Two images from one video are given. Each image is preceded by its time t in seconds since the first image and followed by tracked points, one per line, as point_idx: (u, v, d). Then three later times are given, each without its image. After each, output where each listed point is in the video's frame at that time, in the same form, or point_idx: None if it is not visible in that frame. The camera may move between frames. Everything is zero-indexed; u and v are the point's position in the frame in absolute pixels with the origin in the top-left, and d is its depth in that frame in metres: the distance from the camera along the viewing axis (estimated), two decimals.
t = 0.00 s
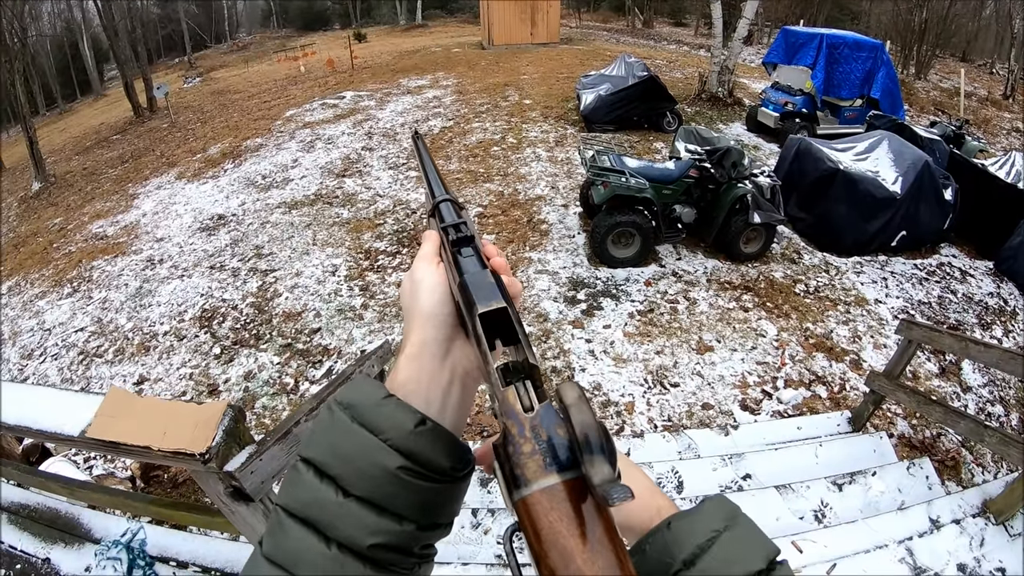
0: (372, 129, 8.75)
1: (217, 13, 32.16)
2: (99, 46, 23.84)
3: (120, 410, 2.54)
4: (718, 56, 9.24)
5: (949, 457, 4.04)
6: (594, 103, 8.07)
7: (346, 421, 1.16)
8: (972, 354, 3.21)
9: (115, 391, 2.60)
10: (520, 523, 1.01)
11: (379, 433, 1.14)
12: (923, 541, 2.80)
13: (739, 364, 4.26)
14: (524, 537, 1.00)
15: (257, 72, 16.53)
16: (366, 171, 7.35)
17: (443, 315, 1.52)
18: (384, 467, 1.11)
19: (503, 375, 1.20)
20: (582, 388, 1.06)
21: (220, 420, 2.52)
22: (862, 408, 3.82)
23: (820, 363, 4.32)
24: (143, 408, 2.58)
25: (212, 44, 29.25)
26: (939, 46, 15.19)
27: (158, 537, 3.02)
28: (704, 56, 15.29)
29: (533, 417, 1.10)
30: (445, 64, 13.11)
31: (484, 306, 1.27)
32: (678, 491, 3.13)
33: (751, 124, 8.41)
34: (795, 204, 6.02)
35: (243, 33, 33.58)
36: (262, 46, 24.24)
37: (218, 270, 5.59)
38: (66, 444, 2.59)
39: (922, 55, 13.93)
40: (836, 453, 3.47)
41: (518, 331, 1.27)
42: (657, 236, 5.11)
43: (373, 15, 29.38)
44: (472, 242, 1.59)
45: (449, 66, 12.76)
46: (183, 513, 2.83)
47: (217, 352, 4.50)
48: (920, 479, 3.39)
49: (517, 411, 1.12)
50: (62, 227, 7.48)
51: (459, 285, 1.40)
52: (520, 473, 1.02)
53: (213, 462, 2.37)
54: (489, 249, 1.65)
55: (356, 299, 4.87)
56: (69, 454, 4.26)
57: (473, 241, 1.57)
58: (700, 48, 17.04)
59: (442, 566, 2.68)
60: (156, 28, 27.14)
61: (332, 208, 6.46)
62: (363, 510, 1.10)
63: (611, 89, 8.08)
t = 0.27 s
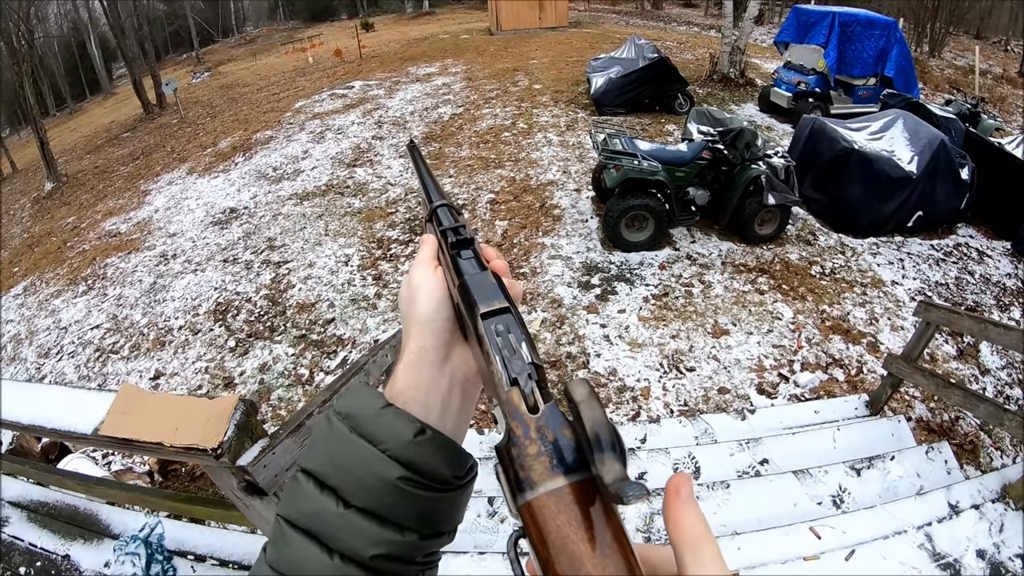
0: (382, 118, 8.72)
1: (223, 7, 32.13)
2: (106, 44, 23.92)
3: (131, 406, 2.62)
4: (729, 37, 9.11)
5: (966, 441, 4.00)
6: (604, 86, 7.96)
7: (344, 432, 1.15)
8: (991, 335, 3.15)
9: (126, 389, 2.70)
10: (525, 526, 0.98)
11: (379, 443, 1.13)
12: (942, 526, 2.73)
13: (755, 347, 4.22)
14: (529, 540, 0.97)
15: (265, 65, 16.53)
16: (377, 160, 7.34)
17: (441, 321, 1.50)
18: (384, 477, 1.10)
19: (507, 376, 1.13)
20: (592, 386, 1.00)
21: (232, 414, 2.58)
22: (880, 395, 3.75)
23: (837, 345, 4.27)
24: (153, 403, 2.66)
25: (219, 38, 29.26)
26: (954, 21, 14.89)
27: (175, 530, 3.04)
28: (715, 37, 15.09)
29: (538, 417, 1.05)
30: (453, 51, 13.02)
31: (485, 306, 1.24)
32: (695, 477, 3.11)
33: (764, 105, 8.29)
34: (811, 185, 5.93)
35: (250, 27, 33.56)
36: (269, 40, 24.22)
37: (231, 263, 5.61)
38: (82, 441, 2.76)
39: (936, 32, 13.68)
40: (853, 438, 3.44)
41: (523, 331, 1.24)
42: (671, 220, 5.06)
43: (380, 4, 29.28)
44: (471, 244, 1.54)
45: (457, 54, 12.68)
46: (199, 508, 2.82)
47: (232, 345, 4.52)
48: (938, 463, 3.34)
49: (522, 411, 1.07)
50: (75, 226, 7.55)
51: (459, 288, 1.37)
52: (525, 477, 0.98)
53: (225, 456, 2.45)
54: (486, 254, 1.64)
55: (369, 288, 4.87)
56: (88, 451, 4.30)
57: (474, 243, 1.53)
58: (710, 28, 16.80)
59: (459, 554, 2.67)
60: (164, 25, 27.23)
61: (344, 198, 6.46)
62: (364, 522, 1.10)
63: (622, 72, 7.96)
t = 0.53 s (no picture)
0: (416, 134, 8.83)
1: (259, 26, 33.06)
2: (146, 62, 24.78)
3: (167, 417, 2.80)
4: (762, 49, 9.06)
5: (1010, 461, 3.85)
6: (637, 101, 7.99)
7: (364, 454, 1.14)
8: None
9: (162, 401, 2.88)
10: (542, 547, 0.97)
11: (400, 465, 1.12)
12: (985, 550, 2.57)
13: (793, 365, 4.15)
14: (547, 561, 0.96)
15: (301, 82, 16.92)
16: (412, 176, 7.43)
17: (461, 334, 1.39)
18: (409, 501, 1.09)
19: (527, 392, 1.12)
20: (614, 400, 0.96)
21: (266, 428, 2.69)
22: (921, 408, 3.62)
23: (877, 363, 4.17)
24: (190, 415, 2.83)
25: (254, 56, 30.06)
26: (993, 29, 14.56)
27: (207, 540, 3.08)
28: (748, 49, 14.99)
29: (558, 434, 1.03)
30: (486, 67, 13.15)
31: (504, 319, 1.22)
32: (731, 497, 3.06)
33: (798, 117, 8.18)
34: (847, 197, 5.83)
35: (285, 45, 34.43)
36: (304, 57, 24.80)
37: (268, 277, 5.72)
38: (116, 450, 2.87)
39: (972, 40, 13.40)
40: (893, 459, 3.34)
41: (543, 344, 1.23)
42: (706, 235, 5.01)
43: (412, 22, 29.82)
44: (490, 259, 1.51)
45: (489, 70, 12.82)
46: (229, 519, 2.86)
47: (267, 358, 4.60)
48: (980, 486, 3.18)
49: (541, 428, 1.05)
50: (114, 237, 7.77)
51: (479, 303, 1.32)
52: (544, 497, 0.97)
53: (258, 470, 2.53)
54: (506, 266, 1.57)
55: (404, 303, 4.92)
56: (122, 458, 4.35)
57: (493, 259, 1.48)
58: (742, 40, 16.72)
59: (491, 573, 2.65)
60: (202, 43, 28.11)
61: (380, 214, 6.55)
62: (390, 546, 1.08)
63: (655, 87, 7.99)
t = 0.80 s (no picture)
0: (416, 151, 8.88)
1: (263, 38, 33.37)
2: (150, 71, 24.94)
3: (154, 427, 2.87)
4: (760, 74, 9.17)
5: (1002, 488, 3.83)
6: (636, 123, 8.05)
7: (317, 437, 1.11)
8: None
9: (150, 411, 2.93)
10: (478, 520, 0.79)
11: (355, 444, 1.08)
12: None
13: (787, 390, 4.14)
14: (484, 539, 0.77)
15: (303, 96, 17.04)
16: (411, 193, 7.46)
17: (410, 295, 1.27)
18: (367, 482, 1.05)
19: (464, 341, 0.99)
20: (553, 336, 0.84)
21: (256, 443, 2.75)
22: (915, 436, 3.63)
23: (871, 388, 4.16)
24: (177, 426, 2.88)
25: (258, 67, 30.27)
26: (985, 59, 14.81)
27: (192, 553, 3.02)
28: (746, 74, 15.19)
29: (496, 388, 0.87)
30: (487, 86, 13.27)
31: (444, 266, 1.07)
32: (723, 521, 3.04)
33: (796, 142, 8.26)
34: (843, 223, 5.84)
35: (288, 58, 34.70)
36: (307, 71, 25.01)
37: (263, 289, 5.71)
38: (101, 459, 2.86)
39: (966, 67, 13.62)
40: (886, 484, 3.32)
41: (487, 292, 1.07)
42: (703, 258, 5.04)
43: (415, 39, 30.18)
44: (443, 212, 1.31)
45: (490, 89, 12.94)
46: (216, 532, 2.82)
47: (259, 370, 4.57)
48: (974, 511, 3.19)
49: (478, 380, 0.90)
50: (110, 243, 7.74)
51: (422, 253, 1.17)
52: (479, 460, 0.79)
53: (247, 485, 2.60)
54: (461, 218, 1.40)
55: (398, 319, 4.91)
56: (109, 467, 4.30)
57: (443, 211, 1.29)
58: (741, 66, 16.94)
59: None
60: (206, 53, 28.27)
61: (377, 229, 6.56)
62: (353, 533, 1.04)
63: (654, 109, 8.07)
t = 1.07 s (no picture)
0: (423, 163, 8.93)
1: (272, 50, 33.71)
2: (159, 82, 25.20)
3: (164, 438, 3.01)
4: (766, 85, 9.19)
5: (1015, 501, 3.79)
6: (643, 135, 8.07)
7: (304, 469, 1.12)
8: None
9: (159, 421, 3.07)
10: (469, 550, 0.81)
11: (342, 478, 1.10)
12: None
13: (796, 402, 4.11)
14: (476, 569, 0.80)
15: (311, 107, 17.17)
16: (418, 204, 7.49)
17: (395, 321, 1.28)
18: (355, 515, 1.07)
19: (451, 370, 0.99)
20: (540, 366, 0.79)
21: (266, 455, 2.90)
22: (925, 444, 3.59)
23: (880, 400, 4.14)
24: (186, 436, 3.04)
25: (265, 79, 30.54)
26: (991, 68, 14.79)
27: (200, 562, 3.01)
28: (752, 85, 15.22)
29: (485, 417, 0.88)
30: (494, 99, 13.34)
31: (429, 293, 1.10)
32: (733, 534, 3.02)
33: (803, 152, 8.27)
34: (851, 234, 5.83)
35: (296, 69, 35.02)
36: (315, 83, 25.21)
37: (270, 300, 5.73)
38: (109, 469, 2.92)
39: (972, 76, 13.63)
40: (897, 496, 3.30)
41: (472, 319, 1.09)
42: (711, 270, 5.04)
43: (422, 51, 30.41)
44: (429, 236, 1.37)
45: (497, 101, 13.02)
46: (224, 543, 2.85)
47: (267, 381, 4.58)
48: (984, 522, 3.14)
49: (465, 411, 0.91)
50: (119, 253, 7.79)
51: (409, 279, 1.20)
52: (469, 492, 0.81)
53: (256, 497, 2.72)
54: (448, 243, 1.46)
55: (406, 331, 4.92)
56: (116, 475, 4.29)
57: (429, 239, 1.32)
58: (747, 77, 16.98)
59: None
60: (214, 64, 28.56)
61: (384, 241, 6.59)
62: (342, 564, 1.07)
63: (661, 121, 8.10)
